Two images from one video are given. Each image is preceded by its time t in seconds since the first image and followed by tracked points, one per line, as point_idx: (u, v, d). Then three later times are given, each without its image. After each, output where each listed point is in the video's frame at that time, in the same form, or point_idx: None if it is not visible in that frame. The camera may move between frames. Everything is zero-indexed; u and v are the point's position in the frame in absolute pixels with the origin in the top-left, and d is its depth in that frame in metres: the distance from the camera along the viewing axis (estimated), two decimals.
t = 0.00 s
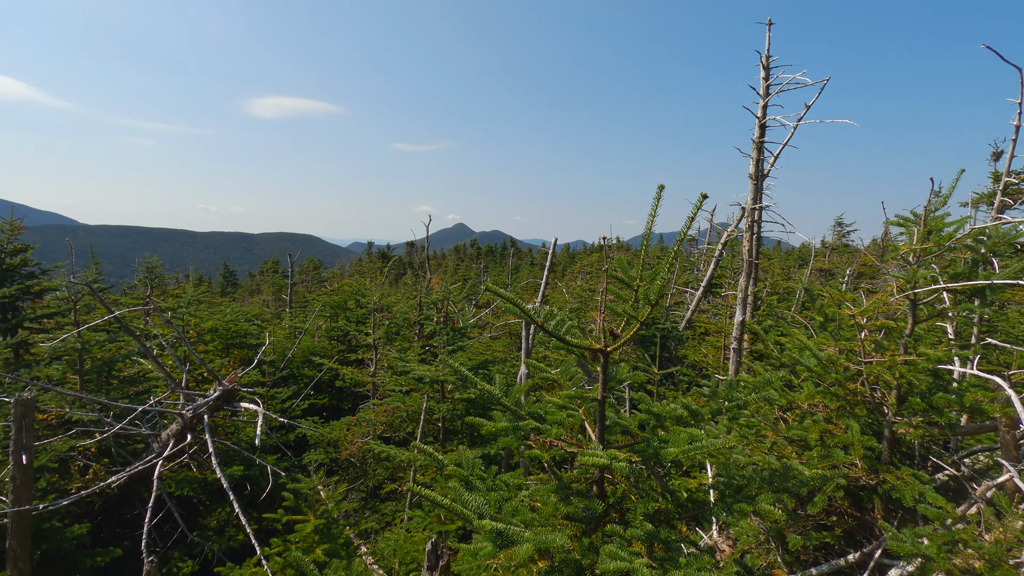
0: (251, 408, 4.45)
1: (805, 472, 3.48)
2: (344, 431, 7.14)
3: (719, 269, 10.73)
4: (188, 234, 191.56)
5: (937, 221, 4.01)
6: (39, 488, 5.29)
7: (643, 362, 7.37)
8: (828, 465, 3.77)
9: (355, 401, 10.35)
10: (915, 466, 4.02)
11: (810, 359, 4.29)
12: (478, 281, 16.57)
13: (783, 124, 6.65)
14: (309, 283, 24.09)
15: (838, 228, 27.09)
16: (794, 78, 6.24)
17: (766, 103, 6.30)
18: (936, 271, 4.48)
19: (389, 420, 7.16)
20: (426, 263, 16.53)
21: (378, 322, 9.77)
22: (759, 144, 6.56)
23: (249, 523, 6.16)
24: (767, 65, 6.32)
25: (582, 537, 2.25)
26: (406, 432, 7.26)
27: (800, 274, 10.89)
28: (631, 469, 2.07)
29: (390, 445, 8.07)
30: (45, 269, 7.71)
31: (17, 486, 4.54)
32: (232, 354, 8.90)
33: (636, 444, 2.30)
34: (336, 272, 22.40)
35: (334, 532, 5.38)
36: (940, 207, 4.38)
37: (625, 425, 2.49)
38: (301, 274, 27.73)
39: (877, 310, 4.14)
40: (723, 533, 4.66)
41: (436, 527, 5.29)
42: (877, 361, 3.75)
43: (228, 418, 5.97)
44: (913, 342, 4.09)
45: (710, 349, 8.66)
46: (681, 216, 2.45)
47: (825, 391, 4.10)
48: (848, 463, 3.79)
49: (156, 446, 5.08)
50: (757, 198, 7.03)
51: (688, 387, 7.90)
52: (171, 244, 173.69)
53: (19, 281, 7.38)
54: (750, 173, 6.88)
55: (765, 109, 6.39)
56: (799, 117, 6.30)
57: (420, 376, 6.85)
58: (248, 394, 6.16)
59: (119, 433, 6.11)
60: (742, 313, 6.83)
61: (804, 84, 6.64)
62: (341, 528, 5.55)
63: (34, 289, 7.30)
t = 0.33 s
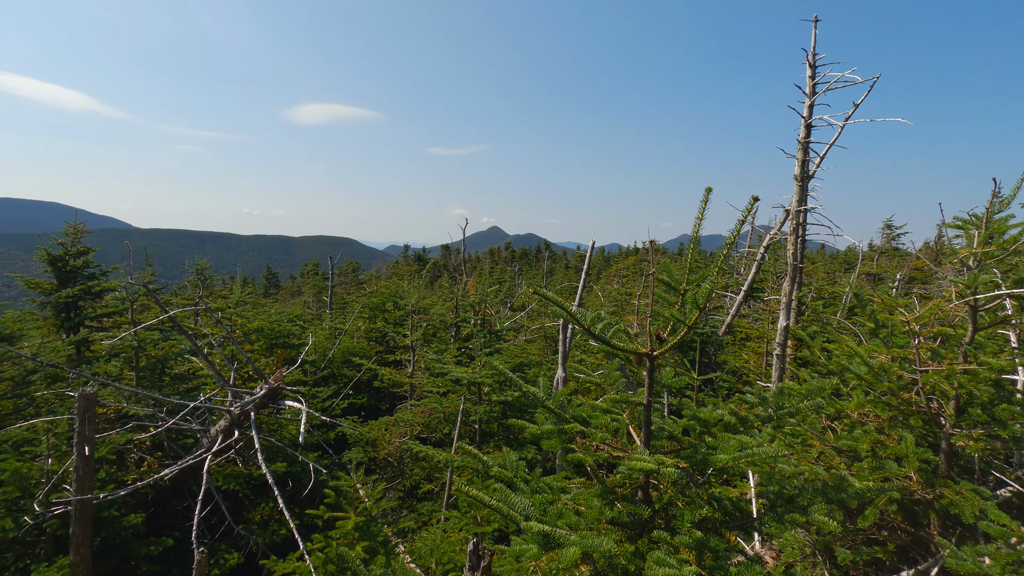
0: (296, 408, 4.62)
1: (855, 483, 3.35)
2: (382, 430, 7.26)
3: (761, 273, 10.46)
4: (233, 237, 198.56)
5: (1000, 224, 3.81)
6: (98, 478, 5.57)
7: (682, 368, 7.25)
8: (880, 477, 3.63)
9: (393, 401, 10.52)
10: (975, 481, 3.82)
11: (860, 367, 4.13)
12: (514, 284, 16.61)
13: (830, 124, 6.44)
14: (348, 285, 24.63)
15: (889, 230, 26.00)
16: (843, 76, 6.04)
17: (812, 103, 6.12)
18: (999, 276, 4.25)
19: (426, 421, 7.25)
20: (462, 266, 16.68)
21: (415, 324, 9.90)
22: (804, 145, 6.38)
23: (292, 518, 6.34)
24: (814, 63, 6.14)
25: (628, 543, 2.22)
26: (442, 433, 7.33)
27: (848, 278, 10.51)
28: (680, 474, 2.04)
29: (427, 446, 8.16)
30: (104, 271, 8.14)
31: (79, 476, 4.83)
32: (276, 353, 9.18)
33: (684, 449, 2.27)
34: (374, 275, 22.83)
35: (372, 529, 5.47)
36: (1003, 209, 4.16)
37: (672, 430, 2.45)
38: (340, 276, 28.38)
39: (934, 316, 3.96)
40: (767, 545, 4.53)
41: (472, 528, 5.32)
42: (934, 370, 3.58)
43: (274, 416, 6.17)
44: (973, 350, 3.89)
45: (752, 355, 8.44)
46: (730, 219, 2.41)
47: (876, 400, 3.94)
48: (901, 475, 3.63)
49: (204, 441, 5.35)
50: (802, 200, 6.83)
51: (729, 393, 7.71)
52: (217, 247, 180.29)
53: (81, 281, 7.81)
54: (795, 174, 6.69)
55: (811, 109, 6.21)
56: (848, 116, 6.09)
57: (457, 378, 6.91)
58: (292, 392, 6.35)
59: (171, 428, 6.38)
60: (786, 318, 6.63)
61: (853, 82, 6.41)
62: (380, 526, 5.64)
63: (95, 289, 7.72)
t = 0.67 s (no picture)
0: (341, 407, 4.77)
1: (913, 497, 3.20)
2: (421, 431, 7.37)
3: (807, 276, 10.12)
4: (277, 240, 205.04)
5: None
6: (155, 470, 5.84)
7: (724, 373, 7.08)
8: (939, 491, 3.46)
9: (431, 403, 10.66)
10: None
11: (918, 375, 3.95)
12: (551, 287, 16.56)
13: (884, 122, 6.20)
14: (387, 287, 25.06)
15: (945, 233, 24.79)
16: (897, 72, 5.81)
17: (864, 101, 5.90)
18: None
19: (465, 422, 7.31)
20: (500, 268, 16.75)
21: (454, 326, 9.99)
22: (856, 144, 6.15)
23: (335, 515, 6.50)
24: (866, 59, 5.92)
25: (676, 550, 2.19)
26: (480, 435, 7.38)
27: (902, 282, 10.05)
28: (732, 481, 2.02)
29: (464, 447, 8.22)
30: (161, 272, 8.54)
31: (138, 467, 5.11)
32: (319, 353, 9.42)
33: (734, 456, 2.24)
34: (411, 277, 23.15)
35: (413, 528, 5.55)
36: None
37: (721, 437, 2.42)
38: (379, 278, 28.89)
39: (1000, 323, 3.75)
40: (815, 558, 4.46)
41: (511, 530, 5.33)
42: (1001, 380, 3.40)
43: (318, 414, 6.34)
44: None
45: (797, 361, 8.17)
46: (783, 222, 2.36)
47: (936, 410, 3.76)
48: (963, 490, 3.45)
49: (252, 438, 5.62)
50: (853, 201, 6.58)
51: (774, 401, 7.49)
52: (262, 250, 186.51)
53: (139, 283, 8.22)
54: (846, 175, 6.46)
55: (863, 107, 5.99)
56: (902, 114, 5.86)
57: (495, 380, 6.94)
58: (336, 392, 6.52)
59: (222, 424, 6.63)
60: (835, 323, 6.39)
61: (909, 78, 6.14)
62: (420, 525, 5.72)
63: (152, 290, 8.11)
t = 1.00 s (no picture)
0: (384, 407, 4.89)
1: (977, 514, 3.04)
2: (459, 433, 7.44)
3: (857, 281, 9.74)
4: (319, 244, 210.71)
5: None
6: (207, 464, 6.09)
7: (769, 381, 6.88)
8: (1005, 509, 3.27)
9: (468, 405, 10.76)
10: None
11: (981, 386, 3.75)
12: (588, 291, 16.46)
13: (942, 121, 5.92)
14: (425, 289, 25.44)
15: (1008, 236, 23.42)
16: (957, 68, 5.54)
17: (920, 99, 5.65)
18: None
19: (502, 425, 7.34)
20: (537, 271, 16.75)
21: (492, 329, 10.07)
22: (911, 144, 5.90)
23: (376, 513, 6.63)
24: (923, 55, 5.68)
25: (727, 559, 2.16)
26: (518, 438, 7.39)
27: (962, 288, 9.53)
28: (787, 491, 1.98)
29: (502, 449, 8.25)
30: (213, 275, 8.92)
31: (193, 461, 5.35)
32: (360, 353, 9.63)
33: (789, 465, 2.19)
34: (449, 280, 23.42)
35: (451, 528, 5.61)
36: None
37: (773, 445, 2.37)
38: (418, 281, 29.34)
39: None
40: None
41: (549, 534, 5.32)
42: None
43: (361, 414, 6.50)
44: None
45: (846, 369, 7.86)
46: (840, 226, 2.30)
47: (1001, 424, 3.55)
48: None
49: (298, 436, 5.83)
50: (908, 203, 6.31)
51: (821, 410, 7.24)
52: (305, 253, 191.93)
53: (193, 284, 8.61)
54: (900, 176, 6.20)
55: (919, 105, 5.74)
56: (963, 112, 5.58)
57: (534, 384, 6.94)
58: (378, 392, 6.66)
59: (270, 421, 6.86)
60: (889, 331, 6.12)
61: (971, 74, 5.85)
62: (459, 525, 5.77)
63: (205, 291, 8.47)
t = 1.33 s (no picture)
0: (425, 408, 4.96)
1: None
2: (497, 435, 7.48)
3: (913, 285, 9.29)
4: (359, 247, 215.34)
5: None
6: (256, 460, 6.31)
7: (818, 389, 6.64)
8: None
9: (506, 407, 10.79)
10: None
11: None
12: (626, 294, 16.29)
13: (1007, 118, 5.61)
14: (463, 292, 25.70)
15: None
16: None
17: (983, 96, 5.38)
18: None
19: (540, 428, 7.33)
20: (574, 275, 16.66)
21: (530, 332, 10.07)
22: (973, 143, 5.62)
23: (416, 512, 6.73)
24: (986, 49, 5.40)
25: (781, 572, 2.11)
26: (556, 442, 7.37)
27: None
28: (845, 502, 1.93)
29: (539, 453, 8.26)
30: (261, 277, 9.25)
31: (242, 456, 5.54)
32: (400, 355, 9.79)
33: (847, 476, 2.13)
34: (486, 283, 23.59)
35: (490, 530, 5.64)
36: None
37: (829, 455, 2.31)
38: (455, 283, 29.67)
39: None
40: None
41: (588, 539, 5.27)
42: None
43: (403, 414, 6.63)
44: None
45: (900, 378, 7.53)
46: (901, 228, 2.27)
47: None
48: None
49: (341, 435, 5.97)
50: (969, 204, 6.00)
51: (873, 420, 6.95)
52: (346, 256, 196.63)
53: (243, 286, 8.96)
54: (960, 176, 5.91)
55: (981, 102, 5.46)
56: None
57: (572, 388, 6.90)
58: (419, 393, 6.78)
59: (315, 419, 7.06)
60: (948, 338, 5.82)
61: None
62: (497, 528, 5.79)
63: (254, 293, 8.79)
